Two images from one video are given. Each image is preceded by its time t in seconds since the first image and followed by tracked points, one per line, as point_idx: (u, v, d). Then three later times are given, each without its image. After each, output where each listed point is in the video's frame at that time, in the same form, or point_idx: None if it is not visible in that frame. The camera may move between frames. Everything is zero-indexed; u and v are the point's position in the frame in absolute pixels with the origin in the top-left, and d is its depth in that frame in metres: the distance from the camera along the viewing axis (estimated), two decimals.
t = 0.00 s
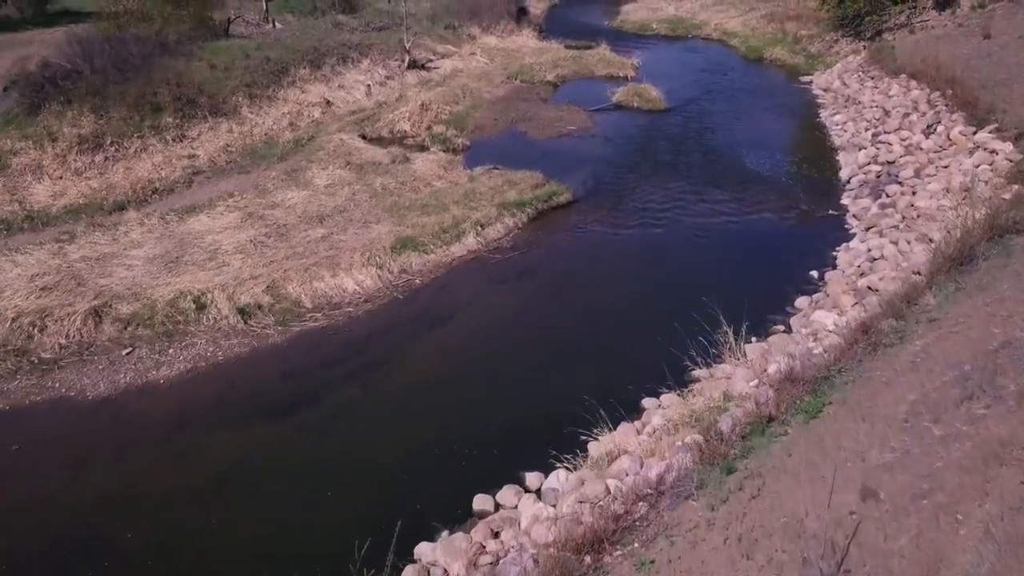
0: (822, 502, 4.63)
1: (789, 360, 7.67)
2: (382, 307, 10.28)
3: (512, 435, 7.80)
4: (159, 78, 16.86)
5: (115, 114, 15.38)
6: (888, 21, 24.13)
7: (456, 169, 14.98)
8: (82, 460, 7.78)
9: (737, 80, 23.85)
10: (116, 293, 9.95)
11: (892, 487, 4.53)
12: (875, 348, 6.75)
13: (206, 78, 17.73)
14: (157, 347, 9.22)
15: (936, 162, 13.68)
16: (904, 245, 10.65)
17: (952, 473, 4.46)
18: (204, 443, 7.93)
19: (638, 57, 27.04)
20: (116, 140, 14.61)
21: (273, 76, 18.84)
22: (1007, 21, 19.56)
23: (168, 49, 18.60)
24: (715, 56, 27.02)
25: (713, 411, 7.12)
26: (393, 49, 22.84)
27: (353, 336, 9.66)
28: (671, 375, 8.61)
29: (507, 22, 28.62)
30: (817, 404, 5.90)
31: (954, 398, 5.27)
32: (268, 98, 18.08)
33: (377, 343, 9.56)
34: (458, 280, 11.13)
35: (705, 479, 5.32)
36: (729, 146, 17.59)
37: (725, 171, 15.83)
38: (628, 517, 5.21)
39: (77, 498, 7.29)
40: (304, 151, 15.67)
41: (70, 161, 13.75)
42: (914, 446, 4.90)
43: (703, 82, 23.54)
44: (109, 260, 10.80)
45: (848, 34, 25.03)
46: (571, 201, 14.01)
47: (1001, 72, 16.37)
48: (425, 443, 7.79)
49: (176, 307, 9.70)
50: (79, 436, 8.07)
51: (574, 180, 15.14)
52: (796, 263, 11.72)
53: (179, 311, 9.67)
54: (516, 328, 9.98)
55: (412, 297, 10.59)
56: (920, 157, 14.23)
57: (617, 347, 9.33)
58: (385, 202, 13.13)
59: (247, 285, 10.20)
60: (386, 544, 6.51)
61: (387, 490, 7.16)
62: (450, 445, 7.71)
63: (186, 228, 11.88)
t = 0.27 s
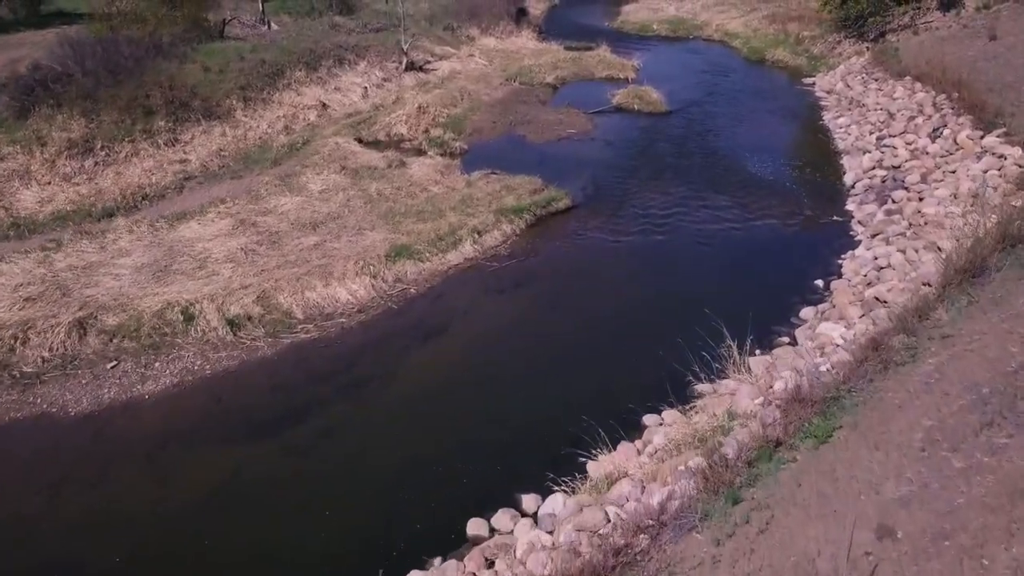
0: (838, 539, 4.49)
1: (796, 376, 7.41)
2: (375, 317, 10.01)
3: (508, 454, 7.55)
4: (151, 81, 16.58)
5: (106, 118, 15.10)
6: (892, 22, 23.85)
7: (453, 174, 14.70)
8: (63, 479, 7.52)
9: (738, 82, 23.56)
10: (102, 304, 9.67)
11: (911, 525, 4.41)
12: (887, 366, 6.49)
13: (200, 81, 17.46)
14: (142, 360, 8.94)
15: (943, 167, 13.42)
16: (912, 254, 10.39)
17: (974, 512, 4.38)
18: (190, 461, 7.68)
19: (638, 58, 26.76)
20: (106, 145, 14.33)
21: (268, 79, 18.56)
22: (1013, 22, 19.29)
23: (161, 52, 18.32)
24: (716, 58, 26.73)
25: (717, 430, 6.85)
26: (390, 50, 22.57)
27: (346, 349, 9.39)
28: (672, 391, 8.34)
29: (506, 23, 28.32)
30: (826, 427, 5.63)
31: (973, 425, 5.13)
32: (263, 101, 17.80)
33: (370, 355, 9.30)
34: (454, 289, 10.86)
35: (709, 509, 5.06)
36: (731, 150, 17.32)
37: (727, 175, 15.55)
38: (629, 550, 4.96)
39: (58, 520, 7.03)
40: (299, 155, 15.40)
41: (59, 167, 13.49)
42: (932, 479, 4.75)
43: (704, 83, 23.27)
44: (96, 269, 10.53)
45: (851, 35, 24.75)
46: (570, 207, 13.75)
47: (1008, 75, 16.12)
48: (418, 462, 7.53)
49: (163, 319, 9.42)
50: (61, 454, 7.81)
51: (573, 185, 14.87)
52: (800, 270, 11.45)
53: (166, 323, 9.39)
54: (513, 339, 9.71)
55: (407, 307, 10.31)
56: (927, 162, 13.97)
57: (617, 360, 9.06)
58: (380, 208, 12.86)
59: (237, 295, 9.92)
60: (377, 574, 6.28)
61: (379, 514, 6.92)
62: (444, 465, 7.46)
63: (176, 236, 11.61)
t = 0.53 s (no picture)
0: None
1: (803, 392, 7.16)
2: (369, 327, 9.76)
3: (506, 471, 7.30)
4: (143, 82, 16.35)
5: (97, 121, 14.86)
6: (895, 22, 23.61)
7: (450, 178, 14.44)
8: (42, 498, 7.25)
9: (740, 83, 23.30)
10: (87, 313, 9.41)
11: (928, 563, 4.23)
12: (898, 383, 6.23)
13: (194, 83, 17.21)
14: (128, 372, 8.69)
15: (950, 171, 13.17)
16: (919, 262, 10.14)
17: (995, 549, 4.22)
18: (175, 478, 7.41)
19: (639, 59, 26.51)
20: (97, 148, 14.09)
21: (263, 80, 18.31)
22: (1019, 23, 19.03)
23: (154, 53, 18.08)
24: (717, 59, 26.46)
25: (719, 448, 6.58)
26: (387, 51, 22.33)
27: (338, 360, 9.13)
28: (675, 404, 8.10)
29: (505, 23, 28.07)
30: (834, 449, 5.37)
31: (991, 450, 4.92)
32: (257, 103, 17.55)
33: (364, 366, 9.04)
34: (450, 297, 10.60)
35: (712, 539, 4.81)
36: (732, 152, 17.07)
37: (729, 179, 15.30)
38: None
39: (36, 541, 6.76)
40: (293, 158, 15.16)
41: (48, 171, 13.26)
42: (948, 511, 4.55)
43: (705, 85, 23.02)
44: (83, 277, 10.28)
45: (853, 36, 24.50)
46: (569, 212, 13.51)
47: (1014, 77, 15.87)
48: (412, 479, 7.27)
49: (150, 329, 9.17)
50: (41, 471, 7.54)
51: (572, 189, 14.63)
52: (804, 276, 11.20)
53: (153, 333, 9.14)
54: (510, 349, 9.46)
55: (401, 316, 10.05)
56: (932, 166, 13.73)
57: (617, 371, 8.81)
58: (376, 213, 12.62)
59: (227, 304, 9.67)
60: None
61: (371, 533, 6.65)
62: (440, 481, 7.20)
63: (166, 242, 11.36)
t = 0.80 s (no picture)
0: None
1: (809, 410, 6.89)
2: (361, 338, 9.49)
3: (507, 487, 7.07)
4: (134, 83, 16.07)
5: (86, 122, 14.58)
6: (898, 21, 23.13)
7: (446, 181, 14.16)
8: (17, 521, 6.94)
9: (741, 83, 23.00)
10: (70, 322, 9.14)
11: None
12: (908, 401, 5.96)
13: (186, 83, 16.94)
14: (112, 384, 8.42)
15: (956, 174, 12.89)
16: (927, 269, 9.86)
17: None
18: (161, 495, 7.17)
19: (639, 59, 26.22)
20: (86, 150, 13.82)
21: (257, 80, 18.03)
22: None
23: (147, 53, 17.80)
24: (718, 58, 26.15)
25: (722, 468, 6.33)
26: (385, 51, 22.04)
27: (330, 371, 8.87)
28: (676, 420, 7.85)
29: (504, 22, 27.76)
30: (844, 473, 5.14)
31: (1010, 480, 4.67)
32: (251, 104, 17.27)
33: (356, 378, 8.77)
34: (445, 305, 10.34)
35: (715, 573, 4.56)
36: (733, 154, 16.79)
37: (730, 182, 15.03)
38: None
39: (13, 566, 6.46)
40: (287, 161, 14.88)
41: (35, 174, 12.99)
42: (968, 548, 4.28)
43: (706, 85, 22.74)
44: (67, 284, 10.01)
45: (856, 35, 24.19)
46: (567, 215, 13.22)
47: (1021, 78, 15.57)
48: (411, 496, 7.05)
49: (135, 339, 8.90)
50: (16, 491, 7.23)
51: (570, 192, 14.35)
52: (808, 284, 10.93)
53: (138, 343, 8.86)
54: (507, 361, 9.23)
55: (395, 326, 9.79)
56: (938, 169, 13.45)
57: (618, 384, 8.59)
58: (370, 218, 12.33)
59: (214, 312, 9.40)
60: None
61: (368, 554, 6.41)
62: (439, 498, 6.97)
63: (154, 247, 11.09)
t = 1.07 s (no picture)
0: None
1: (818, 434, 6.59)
2: (350, 352, 9.18)
3: (505, 511, 6.79)
4: (124, 86, 15.73)
5: (73, 126, 14.24)
6: (902, 23, 22.79)
7: (442, 187, 13.83)
8: None
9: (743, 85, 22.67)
10: (49, 337, 8.81)
11: None
12: (923, 429, 5.68)
13: (177, 87, 16.60)
14: (90, 404, 8.09)
15: (964, 181, 12.60)
16: (937, 281, 9.55)
17: None
18: (140, 521, 6.85)
19: (639, 60, 25.90)
20: (72, 156, 13.48)
21: (250, 83, 17.70)
22: None
23: (137, 56, 17.46)
24: (719, 60, 25.81)
25: (727, 497, 6.07)
26: (380, 53, 21.71)
27: (318, 389, 8.56)
28: (679, 441, 7.56)
29: (503, 23, 27.41)
30: (857, 513, 4.92)
31: None
32: (244, 107, 16.94)
33: (345, 395, 8.46)
34: (439, 317, 10.02)
35: None
36: (735, 159, 16.47)
37: (732, 187, 14.71)
38: None
39: None
40: (279, 166, 14.55)
41: (20, 181, 12.66)
42: None
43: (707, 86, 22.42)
44: (48, 296, 9.68)
45: (859, 37, 23.87)
46: (566, 223, 12.91)
47: None
48: (404, 523, 6.75)
49: (115, 356, 8.57)
50: None
51: (568, 199, 14.04)
52: (813, 295, 10.61)
53: (118, 360, 8.54)
54: (502, 376, 8.91)
55: (385, 340, 9.47)
56: (945, 176, 13.15)
57: (618, 401, 8.29)
58: (362, 226, 12.02)
59: (198, 326, 9.06)
60: None
61: None
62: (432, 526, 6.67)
63: (139, 257, 10.76)
